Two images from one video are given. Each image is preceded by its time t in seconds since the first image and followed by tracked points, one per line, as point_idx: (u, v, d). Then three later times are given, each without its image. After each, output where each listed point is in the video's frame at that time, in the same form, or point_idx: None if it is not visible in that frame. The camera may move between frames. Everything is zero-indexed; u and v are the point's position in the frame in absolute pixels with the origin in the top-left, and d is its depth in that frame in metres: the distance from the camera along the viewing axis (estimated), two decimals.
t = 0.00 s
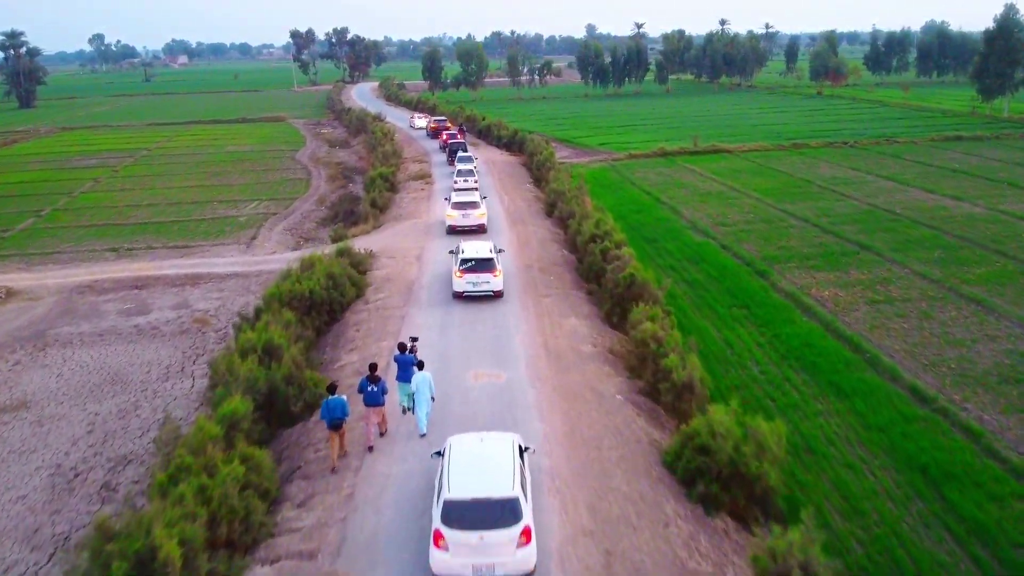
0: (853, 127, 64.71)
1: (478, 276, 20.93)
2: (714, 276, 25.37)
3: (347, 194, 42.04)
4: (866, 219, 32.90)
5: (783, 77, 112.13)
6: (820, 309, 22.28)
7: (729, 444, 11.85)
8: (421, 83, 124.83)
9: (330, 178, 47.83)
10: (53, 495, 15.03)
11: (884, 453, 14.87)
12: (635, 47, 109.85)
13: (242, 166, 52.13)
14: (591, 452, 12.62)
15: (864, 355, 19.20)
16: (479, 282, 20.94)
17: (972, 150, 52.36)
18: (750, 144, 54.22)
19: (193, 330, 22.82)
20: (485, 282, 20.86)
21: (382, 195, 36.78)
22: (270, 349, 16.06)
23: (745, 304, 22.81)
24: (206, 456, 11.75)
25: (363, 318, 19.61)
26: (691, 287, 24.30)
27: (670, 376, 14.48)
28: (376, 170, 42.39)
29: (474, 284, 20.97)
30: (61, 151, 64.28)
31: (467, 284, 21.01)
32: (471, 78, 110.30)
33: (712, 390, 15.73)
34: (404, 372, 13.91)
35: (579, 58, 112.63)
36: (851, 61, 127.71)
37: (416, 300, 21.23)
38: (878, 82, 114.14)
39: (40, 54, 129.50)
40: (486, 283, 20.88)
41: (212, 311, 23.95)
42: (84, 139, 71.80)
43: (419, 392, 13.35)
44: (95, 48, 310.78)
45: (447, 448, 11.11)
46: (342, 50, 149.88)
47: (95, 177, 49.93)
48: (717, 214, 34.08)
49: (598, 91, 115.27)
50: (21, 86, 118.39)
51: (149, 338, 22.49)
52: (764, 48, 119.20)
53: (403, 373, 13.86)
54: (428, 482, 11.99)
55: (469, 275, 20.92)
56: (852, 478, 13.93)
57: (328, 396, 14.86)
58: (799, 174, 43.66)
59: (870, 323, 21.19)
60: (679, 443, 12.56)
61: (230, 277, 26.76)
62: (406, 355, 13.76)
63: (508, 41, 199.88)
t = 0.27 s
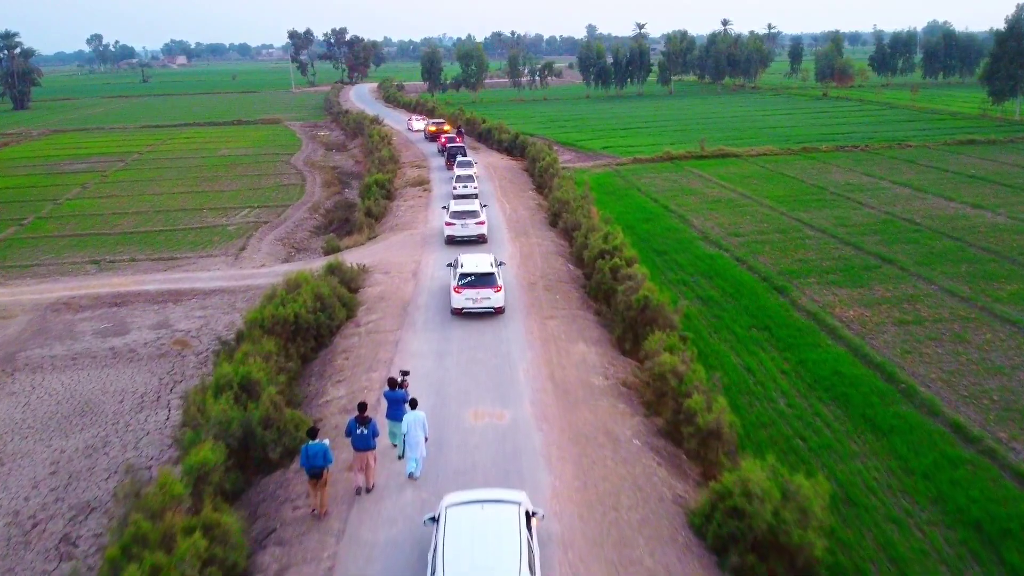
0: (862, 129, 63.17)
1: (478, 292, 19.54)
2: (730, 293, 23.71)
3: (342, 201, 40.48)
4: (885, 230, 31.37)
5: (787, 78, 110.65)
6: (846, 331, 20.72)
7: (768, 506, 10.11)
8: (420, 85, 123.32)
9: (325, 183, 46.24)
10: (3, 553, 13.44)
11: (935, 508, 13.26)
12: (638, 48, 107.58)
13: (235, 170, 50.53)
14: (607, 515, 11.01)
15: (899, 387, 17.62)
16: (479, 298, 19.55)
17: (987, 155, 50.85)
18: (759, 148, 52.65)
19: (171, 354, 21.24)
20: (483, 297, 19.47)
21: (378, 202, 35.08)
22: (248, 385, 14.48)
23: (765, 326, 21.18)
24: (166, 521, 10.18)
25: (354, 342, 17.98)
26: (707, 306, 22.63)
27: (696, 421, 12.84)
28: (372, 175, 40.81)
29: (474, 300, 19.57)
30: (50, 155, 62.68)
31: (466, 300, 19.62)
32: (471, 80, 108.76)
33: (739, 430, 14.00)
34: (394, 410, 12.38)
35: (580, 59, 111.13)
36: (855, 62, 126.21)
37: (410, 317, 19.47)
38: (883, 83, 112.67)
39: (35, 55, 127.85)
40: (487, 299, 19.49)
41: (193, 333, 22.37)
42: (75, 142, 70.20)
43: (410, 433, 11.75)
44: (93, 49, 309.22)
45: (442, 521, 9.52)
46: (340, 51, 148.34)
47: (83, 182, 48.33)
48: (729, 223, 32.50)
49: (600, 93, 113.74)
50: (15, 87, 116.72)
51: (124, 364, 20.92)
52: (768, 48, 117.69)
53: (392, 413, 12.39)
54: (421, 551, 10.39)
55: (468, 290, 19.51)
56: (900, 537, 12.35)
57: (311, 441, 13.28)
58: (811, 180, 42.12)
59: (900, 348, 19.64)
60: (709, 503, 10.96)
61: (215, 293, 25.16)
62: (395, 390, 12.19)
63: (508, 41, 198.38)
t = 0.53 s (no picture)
0: (872, 131, 61.60)
1: (477, 309, 18.32)
2: (749, 314, 22.07)
3: (337, 208, 38.90)
4: (906, 241, 29.81)
5: (791, 79, 109.09)
6: (875, 357, 19.15)
7: None
8: (420, 86, 121.79)
9: (320, 188, 44.67)
10: None
11: None
12: (641, 49, 105.92)
13: (227, 175, 48.97)
14: None
15: (939, 424, 16.06)
16: (478, 315, 18.35)
17: (1003, 159, 49.25)
18: (767, 151, 51.08)
19: (147, 381, 19.69)
20: (486, 316, 18.29)
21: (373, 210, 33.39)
22: (220, 430, 12.93)
23: (788, 351, 19.61)
24: None
25: (341, 370, 16.35)
26: (725, 329, 21.01)
27: (726, 478, 11.28)
28: (367, 181, 39.22)
29: (473, 318, 18.36)
30: (40, 159, 61.15)
31: (465, 317, 18.40)
32: (471, 81, 107.18)
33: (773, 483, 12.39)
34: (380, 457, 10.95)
35: (582, 60, 109.61)
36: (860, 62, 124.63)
37: (404, 342, 17.79)
38: (889, 84, 111.08)
39: (29, 55, 126.31)
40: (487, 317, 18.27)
41: (172, 357, 20.83)
42: (66, 145, 68.66)
43: (399, 488, 10.25)
44: (91, 49, 307.82)
45: None
46: (339, 52, 146.78)
47: (70, 188, 46.78)
48: (741, 232, 30.94)
49: (602, 94, 112.18)
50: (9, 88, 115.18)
51: (96, 392, 19.38)
52: (772, 48, 116.08)
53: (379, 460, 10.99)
54: None
55: (467, 308, 18.29)
56: None
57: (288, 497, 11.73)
58: (824, 186, 40.54)
59: (937, 378, 18.07)
60: None
61: (197, 311, 23.62)
62: (381, 436, 10.64)
63: (509, 41, 196.79)
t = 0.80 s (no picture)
0: (881, 134, 60.10)
1: (476, 329, 17.01)
2: (768, 335, 20.54)
3: (330, 215, 37.35)
4: (929, 254, 28.27)
5: (796, 80, 107.58)
6: (910, 387, 17.61)
7: None
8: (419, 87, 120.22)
9: (314, 193, 43.10)
10: None
11: None
12: (642, 50, 104.62)
13: (219, 180, 47.41)
14: None
15: (987, 468, 14.52)
16: (477, 335, 17.03)
17: (1020, 164, 47.71)
18: (775, 155, 49.60)
19: (119, 413, 18.14)
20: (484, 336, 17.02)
21: (368, 219, 31.76)
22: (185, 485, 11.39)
23: (814, 379, 18.06)
24: None
25: (326, 407, 14.83)
26: (744, 352, 19.48)
27: (766, 552, 9.76)
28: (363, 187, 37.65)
29: (472, 338, 17.04)
30: (29, 163, 59.58)
31: (463, 338, 17.09)
32: (471, 83, 105.65)
33: (815, 551, 10.83)
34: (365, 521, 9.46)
35: (583, 61, 108.14)
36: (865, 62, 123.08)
37: (396, 371, 16.19)
38: (894, 85, 109.56)
39: (24, 56, 124.75)
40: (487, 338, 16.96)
41: (147, 385, 19.30)
42: (57, 149, 67.08)
43: (385, 562, 8.76)
44: (89, 49, 306.31)
45: None
46: (337, 53, 145.27)
47: (56, 194, 45.21)
48: (754, 243, 29.42)
49: (603, 95, 110.65)
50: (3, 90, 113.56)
51: (64, 425, 17.84)
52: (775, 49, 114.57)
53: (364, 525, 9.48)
54: None
55: (465, 327, 16.98)
56: None
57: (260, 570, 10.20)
58: (838, 192, 38.99)
59: (979, 412, 16.54)
60: None
61: (177, 332, 22.08)
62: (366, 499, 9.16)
63: (509, 41, 195.18)
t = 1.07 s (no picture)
0: (892, 138, 58.55)
1: (474, 353, 15.65)
2: (791, 361, 19.00)
3: (323, 224, 35.79)
4: (955, 268, 26.70)
5: (801, 81, 105.92)
6: (952, 424, 16.05)
7: None
8: (418, 89, 118.58)
9: (307, 198, 41.51)
10: None
11: None
12: (645, 50, 103.00)
13: (210, 186, 45.82)
14: None
15: None
16: (476, 360, 15.67)
17: None
18: (785, 159, 48.06)
19: (86, 451, 16.61)
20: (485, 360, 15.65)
21: (361, 228, 30.18)
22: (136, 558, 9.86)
23: (845, 415, 16.49)
24: None
25: (307, 451, 13.32)
26: (766, 381, 17.94)
27: None
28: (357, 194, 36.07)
29: (470, 363, 15.68)
30: (17, 167, 58.00)
31: (460, 362, 15.72)
32: (470, 84, 103.95)
33: None
34: None
35: (585, 62, 106.61)
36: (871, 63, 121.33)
37: (387, 406, 14.60)
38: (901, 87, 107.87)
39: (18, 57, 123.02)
40: (486, 362, 15.61)
41: (117, 418, 17.78)
42: (47, 152, 65.46)
43: None
44: (88, 50, 304.63)
45: None
46: (336, 54, 143.76)
47: (41, 201, 43.63)
48: (769, 255, 27.87)
49: (606, 97, 109.00)
50: None
51: (25, 464, 16.29)
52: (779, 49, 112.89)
53: None
54: None
55: (463, 351, 15.62)
56: None
57: None
58: (852, 200, 37.40)
59: None
60: None
61: (154, 356, 20.56)
62: None
63: (510, 42, 193.58)
